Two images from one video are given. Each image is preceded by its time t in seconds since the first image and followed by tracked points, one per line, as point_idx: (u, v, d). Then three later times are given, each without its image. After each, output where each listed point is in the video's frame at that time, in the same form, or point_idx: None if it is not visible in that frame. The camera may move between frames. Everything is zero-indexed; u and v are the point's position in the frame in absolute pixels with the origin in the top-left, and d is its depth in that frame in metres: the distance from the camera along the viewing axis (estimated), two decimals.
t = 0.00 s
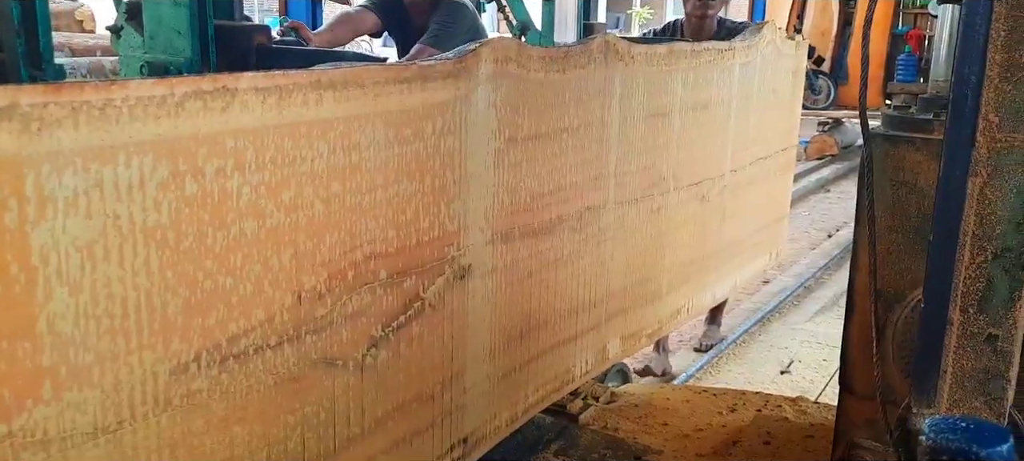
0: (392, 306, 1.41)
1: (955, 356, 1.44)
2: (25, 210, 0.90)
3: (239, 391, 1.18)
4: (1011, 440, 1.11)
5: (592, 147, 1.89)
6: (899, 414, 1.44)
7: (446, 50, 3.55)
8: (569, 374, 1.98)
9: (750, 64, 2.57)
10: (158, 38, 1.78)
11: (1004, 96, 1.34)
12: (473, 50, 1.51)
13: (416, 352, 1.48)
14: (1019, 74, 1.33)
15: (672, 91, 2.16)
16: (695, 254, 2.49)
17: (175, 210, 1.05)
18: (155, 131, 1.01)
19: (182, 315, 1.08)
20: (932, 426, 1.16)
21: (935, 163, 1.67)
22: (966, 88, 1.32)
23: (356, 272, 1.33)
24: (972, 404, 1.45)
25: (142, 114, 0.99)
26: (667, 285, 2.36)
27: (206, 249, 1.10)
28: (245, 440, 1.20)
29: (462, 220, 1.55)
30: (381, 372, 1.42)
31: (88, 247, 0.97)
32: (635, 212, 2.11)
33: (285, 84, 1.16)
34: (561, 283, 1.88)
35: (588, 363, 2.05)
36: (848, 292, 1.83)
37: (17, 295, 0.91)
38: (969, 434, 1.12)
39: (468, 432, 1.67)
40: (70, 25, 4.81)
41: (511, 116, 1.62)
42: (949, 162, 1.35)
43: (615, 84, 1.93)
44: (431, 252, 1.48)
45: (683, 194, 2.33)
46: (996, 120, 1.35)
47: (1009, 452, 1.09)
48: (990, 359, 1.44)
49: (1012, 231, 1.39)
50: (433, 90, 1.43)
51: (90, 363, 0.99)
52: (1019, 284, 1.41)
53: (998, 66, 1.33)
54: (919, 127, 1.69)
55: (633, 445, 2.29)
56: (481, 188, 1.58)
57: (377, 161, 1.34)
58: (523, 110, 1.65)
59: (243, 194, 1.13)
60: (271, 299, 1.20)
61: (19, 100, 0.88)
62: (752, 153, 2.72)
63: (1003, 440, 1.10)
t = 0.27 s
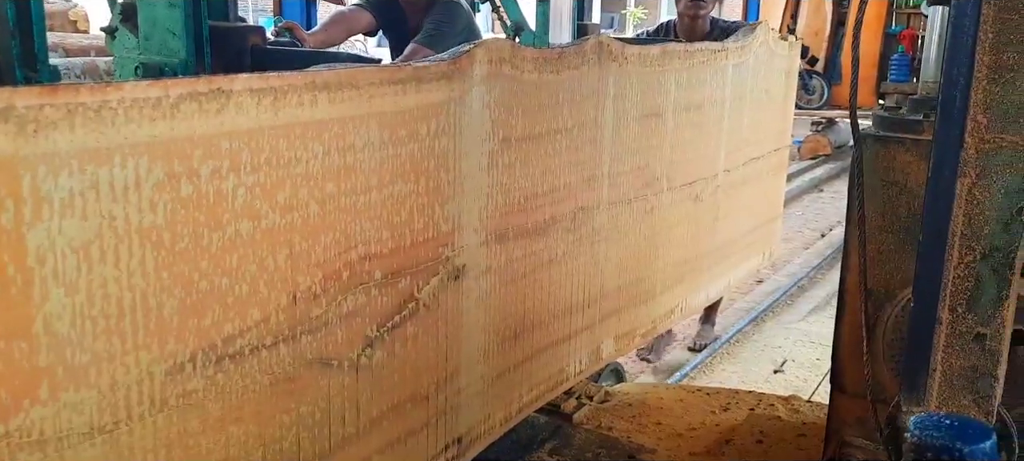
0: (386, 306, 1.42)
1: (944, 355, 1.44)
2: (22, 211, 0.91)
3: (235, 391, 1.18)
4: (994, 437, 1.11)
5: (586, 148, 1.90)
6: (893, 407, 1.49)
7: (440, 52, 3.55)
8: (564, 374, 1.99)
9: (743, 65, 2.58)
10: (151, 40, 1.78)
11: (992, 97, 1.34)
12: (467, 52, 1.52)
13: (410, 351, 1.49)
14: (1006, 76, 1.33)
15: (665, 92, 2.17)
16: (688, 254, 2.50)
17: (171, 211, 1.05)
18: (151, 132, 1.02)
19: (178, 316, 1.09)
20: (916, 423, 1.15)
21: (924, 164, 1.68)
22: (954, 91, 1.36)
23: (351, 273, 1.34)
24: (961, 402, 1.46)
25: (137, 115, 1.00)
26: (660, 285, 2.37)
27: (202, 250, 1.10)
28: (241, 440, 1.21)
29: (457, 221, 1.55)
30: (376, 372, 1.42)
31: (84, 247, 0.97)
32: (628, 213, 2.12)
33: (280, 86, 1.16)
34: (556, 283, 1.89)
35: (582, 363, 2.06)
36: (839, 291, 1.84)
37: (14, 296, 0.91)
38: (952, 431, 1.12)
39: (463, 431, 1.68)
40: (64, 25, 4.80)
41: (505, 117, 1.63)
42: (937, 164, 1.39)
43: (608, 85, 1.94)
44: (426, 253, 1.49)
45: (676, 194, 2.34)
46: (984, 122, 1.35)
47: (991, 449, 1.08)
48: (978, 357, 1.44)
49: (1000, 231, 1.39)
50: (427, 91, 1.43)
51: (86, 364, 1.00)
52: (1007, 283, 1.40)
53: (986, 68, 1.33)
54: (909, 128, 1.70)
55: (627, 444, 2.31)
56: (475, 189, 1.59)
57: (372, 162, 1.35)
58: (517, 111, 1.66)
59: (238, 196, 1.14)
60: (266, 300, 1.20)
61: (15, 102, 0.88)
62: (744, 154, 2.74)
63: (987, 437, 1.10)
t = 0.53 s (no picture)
0: (383, 308, 1.43)
1: (932, 356, 1.38)
2: (23, 217, 0.91)
3: (234, 393, 1.19)
4: (976, 439, 1.22)
5: (580, 149, 1.91)
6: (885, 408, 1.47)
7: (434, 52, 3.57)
8: (559, 375, 2.00)
9: (736, 66, 2.59)
10: (148, 42, 1.78)
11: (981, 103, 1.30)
12: (462, 55, 1.53)
13: (407, 353, 1.50)
14: (994, 81, 1.28)
15: (659, 93, 2.18)
16: (683, 254, 2.51)
17: (169, 216, 1.06)
18: (150, 138, 1.02)
19: (176, 319, 1.10)
20: (904, 425, 1.25)
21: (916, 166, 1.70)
22: (943, 97, 1.33)
23: (348, 276, 1.35)
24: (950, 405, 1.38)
25: (136, 121, 1.00)
26: (655, 285, 2.38)
27: (200, 254, 1.11)
28: (240, 442, 1.22)
29: (453, 223, 1.56)
30: (374, 373, 1.44)
31: (83, 252, 0.98)
32: (623, 214, 2.14)
33: (277, 91, 1.17)
34: (551, 284, 1.90)
35: (577, 363, 2.08)
36: (832, 292, 1.86)
37: (15, 301, 0.92)
38: (938, 434, 1.22)
39: (459, 431, 1.69)
40: (59, 25, 4.81)
41: (501, 120, 1.64)
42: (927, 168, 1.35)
43: (603, 86, 1.95)
44: (422, 255, 1.50)
45: (671, 194, 2.35)
46: (973, 125, 1.31)
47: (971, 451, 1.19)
48: (967, 359, 1.36)
49: (990, 234, 1.32)
50: (423, 95, 1.44)
51: (86, 368, 1.01)
52: (997, 286, 1.33)
53: (975, 73, 1.30)
54: (901, 131, 1.72)
55: (622, 443, 2.32)
56: (470, 191, 1.60)
57: (368, 166, 1.36)
58: (512, 114, 1.67)
59: (236, 201, 1.15)
60: (263, 303, 1.21)
61: (15, 109, 0.89)
62: (738, 154, 2.75)
63: (970, 440, 1.21)
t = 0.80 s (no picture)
0: (382, 316, 1.45)
1: (922, 363, 1.41)
2: (31, 233, 0.93)
3: (237, 402, 1.21)
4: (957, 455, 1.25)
5: (576, 154, 1.93)
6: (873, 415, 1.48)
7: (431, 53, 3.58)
8: (556, 378, 2.02)
9: (730, 69, 2.61)
10: (149, 50, 1.79)
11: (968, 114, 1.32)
12: (459, 64, 1.55)
13: (406, 359, 1.52)
14: (980, 93, 1.30)
15: (653, 97, 2.20)
16: (678, 256, 2.53)
17: (173, 228, 1.08)
18: (155, 153, 1.04)
19: (180, 330, 1.12)
20: (889, 439, 1.29)
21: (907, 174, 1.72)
22: (931, 109, 1.34)
23: (348, 284, 1.37)
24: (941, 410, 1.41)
25: (141, 137, 1.02)
26: (650, 287, 2.40)
27: (203, 266, 1.13)
28: (243, 450, 1.24)
29: (451, 230, 1.58)
30: (374, 380, 1.46)
31: (88, 266, 1.00)
32: (619, 217, 2.15)
33: (277, 103, 1.19)
34: (549, 288, 1.92)
35: (574, 366, 2.10)
36: (824, 297, 1.88)
37: (23, 315, 0.94)
38: (921, 450, 1.26)
39: (458, 435, 1.71)
40: (55, 27, 4.82)
41: (498, 127, 1.66)
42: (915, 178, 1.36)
43: (598, 92, 1.96)
44: (421, 262, 1.52)
45: (666, 197, 2.37)
46: (961, 137, 1.32)
47: None
48: (956, 365, 1.39)
49: (977, 243, 1.35)
50: (421, 104, 1.46)
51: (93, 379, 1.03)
52: (985, 293, 1.36)
53: (962, 86, 1.31)
54: (891, 140, 1.73)
55: (618, 445, 2.35)
56: (468, 198, 1.62)
57: (368, 175, 1.38)
58: (509, 121, 1.69)
59: (238, 213, 1.17)
60: (265, 312, 1.23)
61: (23, 126, 0.90)
62: (733, 156, 2.77)
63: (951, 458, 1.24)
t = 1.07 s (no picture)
0: (379, 325, 1.48)
1: (906, 372, 1.44)
2: (38, 252, 0.96)
3: (237, 413, 1.24)
4: None
5: (570, 161, 1.96)
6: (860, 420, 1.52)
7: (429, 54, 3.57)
8: (550, 382, 2.05)
9: (722, 74, 2.64)
10: (147, 60, 1.84)
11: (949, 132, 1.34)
12: (454, 76, 1.57)
13: (403, 368, 1.55)
14: (961, 112, 1.32)
15: (646, 103, 2.22)
16: (670, 260, 2.56)
17: (175, 245, 1.11)
18: (158, 172, 1.07)
19: (182, 344, 1.14)
20: None
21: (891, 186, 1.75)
22: (914, 126, 1.36)
23: (346, 295, 1.39)
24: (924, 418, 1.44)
25: (145, 157, 1.05)
26: (643, 290, 2.43)
27: (204, 281, 1.16)
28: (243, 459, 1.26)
29: (447, 239, 1.61)
30: (371, 389, 1.49)
31: (93, 283, 1.02)
32: (612, 223, 2.18)
33: (277, 120, 1.21)
34: (543, 293, 1.95)
35: (568, 370, 2.13)
36: (812, 306, 1.91)
37: (30, 333, 0.97)
38: None
39: (454, 440, 1.74)
40: (50, 27, 4.83)
41: (492, 137, 1.69)
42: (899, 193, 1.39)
43: (591, 100, 1.99)
44: (417, 272, 1.55)
45: (659, 202, 2.40)
46: (942, 155, 1.35)
47: None
48: (938, 374, 1.42)
49: (958, 257, 1.37)
50: (417, 117, 1.49)
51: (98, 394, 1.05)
52: (966, 305, 1.38)
53: (943, 104, 1.33)
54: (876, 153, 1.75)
55: (612, 447, 2.38)
56: (464, 208, 1.64)
57: (365, 188, 1.40)
58: (504, 130, 1.71)
59: (238, 228, 1.19)
60: (265, 325, 1.26)
61: (30, 149, 0.93)
62: (724, 160, 2.80)
63: None
